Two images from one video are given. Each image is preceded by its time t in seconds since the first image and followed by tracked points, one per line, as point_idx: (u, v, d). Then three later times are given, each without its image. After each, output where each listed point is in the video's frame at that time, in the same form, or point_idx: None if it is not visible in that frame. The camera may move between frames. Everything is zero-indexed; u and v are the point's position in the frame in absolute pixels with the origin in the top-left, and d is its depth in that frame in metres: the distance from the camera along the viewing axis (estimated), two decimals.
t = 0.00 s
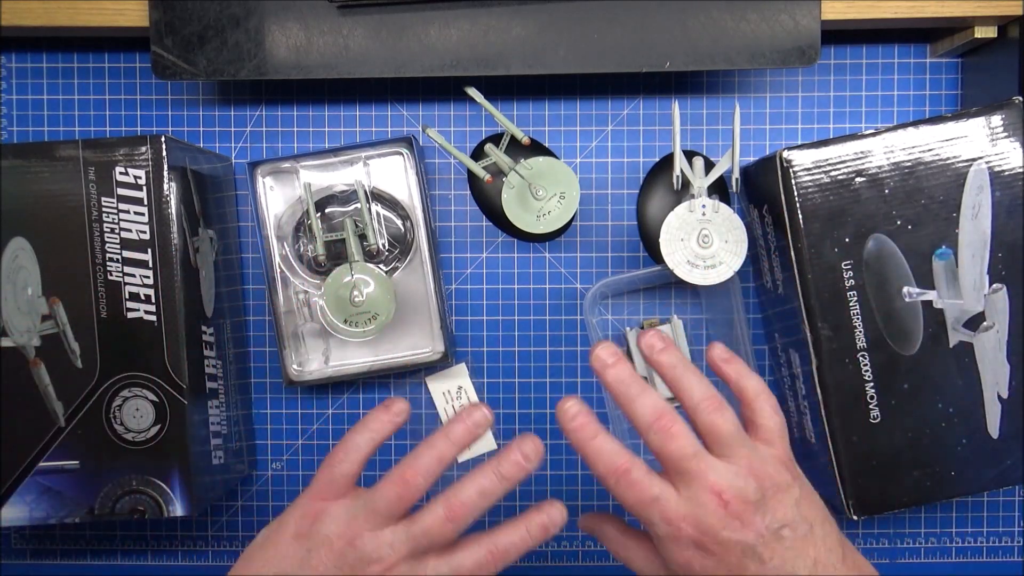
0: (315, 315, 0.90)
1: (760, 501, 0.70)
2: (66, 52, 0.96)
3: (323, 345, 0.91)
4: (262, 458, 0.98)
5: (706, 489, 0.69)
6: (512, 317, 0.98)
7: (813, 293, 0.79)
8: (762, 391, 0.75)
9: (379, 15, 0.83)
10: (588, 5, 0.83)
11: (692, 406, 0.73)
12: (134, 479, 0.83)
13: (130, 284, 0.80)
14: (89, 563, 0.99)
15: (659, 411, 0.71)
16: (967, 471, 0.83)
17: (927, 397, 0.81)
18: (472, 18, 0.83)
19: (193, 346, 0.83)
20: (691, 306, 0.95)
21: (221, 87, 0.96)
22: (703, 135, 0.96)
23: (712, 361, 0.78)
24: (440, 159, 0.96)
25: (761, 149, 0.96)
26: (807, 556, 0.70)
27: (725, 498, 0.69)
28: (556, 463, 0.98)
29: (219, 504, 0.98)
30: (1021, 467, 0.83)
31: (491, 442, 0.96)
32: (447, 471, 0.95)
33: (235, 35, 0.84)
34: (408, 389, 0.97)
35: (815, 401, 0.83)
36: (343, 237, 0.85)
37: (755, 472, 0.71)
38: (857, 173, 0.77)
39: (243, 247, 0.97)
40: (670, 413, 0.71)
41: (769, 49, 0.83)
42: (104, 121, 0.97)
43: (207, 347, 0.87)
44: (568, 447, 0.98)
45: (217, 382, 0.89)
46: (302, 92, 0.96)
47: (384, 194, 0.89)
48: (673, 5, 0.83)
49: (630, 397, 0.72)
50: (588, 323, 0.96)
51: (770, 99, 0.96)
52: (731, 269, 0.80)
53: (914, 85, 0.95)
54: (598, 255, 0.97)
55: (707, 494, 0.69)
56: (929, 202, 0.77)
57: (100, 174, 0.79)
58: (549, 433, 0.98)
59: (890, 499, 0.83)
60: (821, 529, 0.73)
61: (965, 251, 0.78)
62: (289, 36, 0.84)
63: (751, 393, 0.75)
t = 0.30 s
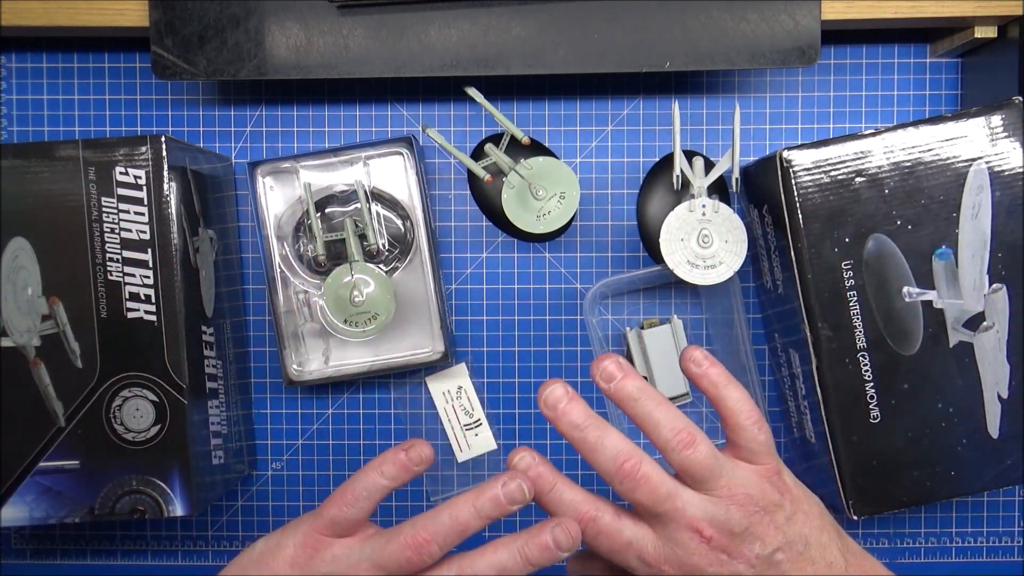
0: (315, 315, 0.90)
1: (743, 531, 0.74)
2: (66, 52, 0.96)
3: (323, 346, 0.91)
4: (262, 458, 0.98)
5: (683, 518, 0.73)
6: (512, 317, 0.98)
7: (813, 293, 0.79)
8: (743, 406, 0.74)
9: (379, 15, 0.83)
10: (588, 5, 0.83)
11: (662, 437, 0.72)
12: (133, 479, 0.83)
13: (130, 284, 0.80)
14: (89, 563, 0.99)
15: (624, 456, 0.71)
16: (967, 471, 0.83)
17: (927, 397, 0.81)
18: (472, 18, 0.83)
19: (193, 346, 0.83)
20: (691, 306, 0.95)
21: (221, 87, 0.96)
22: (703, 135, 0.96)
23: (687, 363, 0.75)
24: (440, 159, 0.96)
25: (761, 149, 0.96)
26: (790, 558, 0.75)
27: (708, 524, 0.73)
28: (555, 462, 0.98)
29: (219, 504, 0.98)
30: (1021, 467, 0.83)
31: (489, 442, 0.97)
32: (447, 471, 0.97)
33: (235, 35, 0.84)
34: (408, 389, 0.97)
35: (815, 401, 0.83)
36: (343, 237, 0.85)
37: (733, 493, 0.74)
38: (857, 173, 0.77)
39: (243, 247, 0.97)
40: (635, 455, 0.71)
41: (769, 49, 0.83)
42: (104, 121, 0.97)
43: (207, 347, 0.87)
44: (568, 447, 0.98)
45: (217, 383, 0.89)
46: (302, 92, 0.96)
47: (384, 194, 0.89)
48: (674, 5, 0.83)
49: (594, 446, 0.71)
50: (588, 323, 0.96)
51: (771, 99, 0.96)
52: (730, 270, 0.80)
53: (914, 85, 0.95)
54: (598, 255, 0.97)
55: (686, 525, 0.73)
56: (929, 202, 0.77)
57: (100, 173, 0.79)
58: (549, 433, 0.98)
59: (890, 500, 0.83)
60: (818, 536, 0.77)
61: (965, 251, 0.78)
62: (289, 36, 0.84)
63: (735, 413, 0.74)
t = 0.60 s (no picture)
0: (315, 315, 0.90)
1: (879, 469, 0.73)
2: (66, 52, 0.96)
3: (323, 346, 0.91)
4: (262, 458, 0.98)
5: (797, 448, 0.72)
6: (512, 317, 0.98)
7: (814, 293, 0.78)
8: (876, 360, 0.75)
9: (380, 15, 0.83)
10: (588, 5, 0.83)
11: (819, 365, 0.73)
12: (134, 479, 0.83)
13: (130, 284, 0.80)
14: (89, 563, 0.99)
15: (778, 371, 0.73)
16: (968, 471, 0.83)
17: (927, 397, 0.81)
18: (472, 18, 0.83)
19: (193, 346, 0.83)
20: (690, 306, 0.96)
21: (221, 87, 0.96)
22: (703, 135, 0.96)
23: (842, 306, 0.76)
24: (440, 159, 0.96)
25: (761, 149, 0.96)
26: (887, 538, 0.71)
27: (818, 465, 0.72)
28: (555, 463, 0.98)
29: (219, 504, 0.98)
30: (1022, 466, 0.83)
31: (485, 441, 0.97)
32: (447, 471, 0.98)
33: (235, 35, 0.84)
34: (408, 389, 0.97)
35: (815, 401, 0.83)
36: (342, 237, 0.84)
37: (853, 445, 0.73)
38: (857, 173, 0.77)
39: (243, 247, 0.97)
40: (845, 363, 0.73)
41: (769, 49, 0.83)
42: (104, 121, 0.97)
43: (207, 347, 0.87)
44: (568, 447, 0.98)
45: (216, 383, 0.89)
46: (302, 92, 0.96)
47: (384, 194, 0.89)
48: (673, 5, 0.83)
49: (759, 351, 0.74)
50: (588, 323, 0.96)
51: (771, 99, 0.96)
52: (730, 270, 0.80)
53: (914, 85, 0.95)
54: (598, 255, 0.97)
55: (797, 455, 0.72)
56: (929, 202, 0.77)
57: (100, 174, 0.79)
58: (549, 433, 0.98)
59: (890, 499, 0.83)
60: (906, 543, 0.73)
61: (965, 251, 0.78)
62: (289, 36, 0.84)
63: (869, 363, 0.75)
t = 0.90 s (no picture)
0: (315, 315, 0.90)
1: (864, 454, 0.73)
2: (66, 52, 0.96)
3: (323, 345, 0.91)
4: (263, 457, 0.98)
5: (781, 434, 0.72)
6: (512, 317, 0.98)
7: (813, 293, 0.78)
8: (856, 344, 0.74)
9: (379, 15, 0.83)
10: (587, 5, 0.83)
11: (802, 350, 0.72)
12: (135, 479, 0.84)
13: (130, 284, 0.80)
14: (88, 563, 0.99)
15: (761, 356, 0.72)
16: (967, 471, 0.83)
17: (927, 397, 0.81)
18: (473, 18, 0.83)
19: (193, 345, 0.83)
20: (690, 306, 0.96)
21: (221, 87, 0.96)
22: (703, 135, 0.96)
23: (822, 290, 0.76)
24: (440, 159, 0.96)
25: (761, 149, 0.96)
26: (872, 525, 0.72)
27: (803, 452, 0.72)
28: (556, 463, 0.98)
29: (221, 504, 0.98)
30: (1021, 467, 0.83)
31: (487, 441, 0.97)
32: (447, 471, 0.98)
33: (235, 35, 0.84)
34: (408, 389, 0.97)
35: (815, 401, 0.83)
36: (342, 237, 0.84)
37: (836, 430, 0.72)
38: (857, 173, 0.77)
39: (244, 247, 0.97)
40: (827, 347, 0.72)
41: (769, 49, 0.83)
42: (104, 121, 0.97)
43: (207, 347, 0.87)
44: (568, 447, 0.98)
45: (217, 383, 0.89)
46: (302, 92, 0.96)
47: (384, 194, 0.89)
48: (673, 5, 0.83)
49: (740, 335, 0.73)
50: (588, 323, 0.96)
51: (771, 99, 0.96)
52: (731, 269, 0.80)
53: (914, 85, 0.95)
54: (598, 255, 0.97)
55: (782, 442, 0.72)
56: (929, 202, 0.77)
57: (100, 174, 0.79)
58: (549, 433, 0.98)
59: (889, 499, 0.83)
60: (891, 528, 0.74)
61: (965, 251, 0.78)
62: (289, 36, 0.84)
63: (850, 346, 0.74)
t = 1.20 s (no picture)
0: (315, 315, 0.90)
1: (892, 455, 0.73)
2: (66, 52, 0.96)
3: (323, 346, 0.91)
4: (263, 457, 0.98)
5: (807, 436, 0.72)
6: (512, 317, 0.98)
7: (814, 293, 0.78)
8: (881, 342, 0.74)
9: (379, 15, 0.83)
10: (587, 5, 0.83)
11: (825, 350, 0.72)
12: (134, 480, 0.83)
13: (130, 284, 0.80)
14: (87, 563, 0.99)
15: (785, 356, 0.73)
16: (967, 471, 0.83)
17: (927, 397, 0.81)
18: (473, 18, 0.83)
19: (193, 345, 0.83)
20: (690, 306, 0.96)
21: (221, 87, 0.96)
22: (703, 135, 0.96)
23: (843, 289, 0.75)
24: (440, 159, 0.96)
25: (761, 149, 0.96)
26: (901, 528, 0.72)
27: (829, 453, 0.72)
28: (556, 463, 0.98)
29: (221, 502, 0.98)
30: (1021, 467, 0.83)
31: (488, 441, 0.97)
32: (447, 471, 0.98)
33: (235, 35, 0.84)
34: (408, 389, 0.97)
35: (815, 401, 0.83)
36: (342, 237, 0.84)
37: (863, 431, 0.73)
38: (857, 173, 0.77)
39: (244, 247, 0.97)
40: (851, 346, 0.73)
41: (769, 49, 0.83)
42: (104, 121, 0.97)
43: (207, 347, 0.86)
44: (568, 447, 0.98)
45: (216, 383, 0.89)
46: (302, 92, 0.96)
47: (384, 194, 0.89)
48: (673, 5, 0.83)
49: (761, 336, 0.73)
50: (588, 323, 0.96)
51: (771, 99, 0.96)
52: (731, 269, 0.80)
53: (914, 85, 0.95)
54: (598, 255, 0.97)
55: (807, 444, 0.72)
56: (929, 202, 0.77)
57: (100, 174, 0.79)
58: (549, 433, 0.98)
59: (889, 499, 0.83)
60: (922, 531, 0.74)
61: (965, 251, 0.78)
62: (289, 36, 0.84)
63: (874, 345, 0.74)
